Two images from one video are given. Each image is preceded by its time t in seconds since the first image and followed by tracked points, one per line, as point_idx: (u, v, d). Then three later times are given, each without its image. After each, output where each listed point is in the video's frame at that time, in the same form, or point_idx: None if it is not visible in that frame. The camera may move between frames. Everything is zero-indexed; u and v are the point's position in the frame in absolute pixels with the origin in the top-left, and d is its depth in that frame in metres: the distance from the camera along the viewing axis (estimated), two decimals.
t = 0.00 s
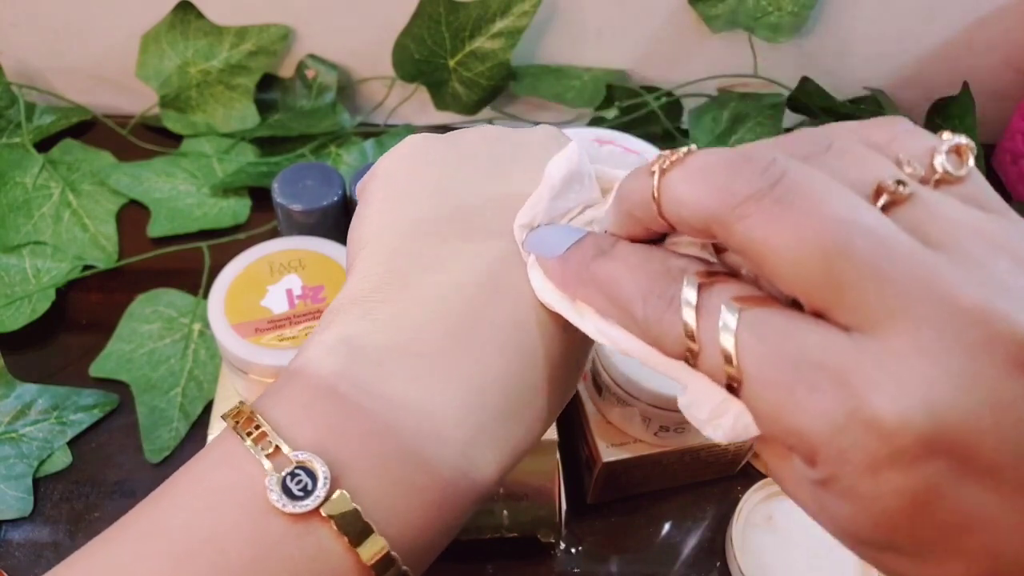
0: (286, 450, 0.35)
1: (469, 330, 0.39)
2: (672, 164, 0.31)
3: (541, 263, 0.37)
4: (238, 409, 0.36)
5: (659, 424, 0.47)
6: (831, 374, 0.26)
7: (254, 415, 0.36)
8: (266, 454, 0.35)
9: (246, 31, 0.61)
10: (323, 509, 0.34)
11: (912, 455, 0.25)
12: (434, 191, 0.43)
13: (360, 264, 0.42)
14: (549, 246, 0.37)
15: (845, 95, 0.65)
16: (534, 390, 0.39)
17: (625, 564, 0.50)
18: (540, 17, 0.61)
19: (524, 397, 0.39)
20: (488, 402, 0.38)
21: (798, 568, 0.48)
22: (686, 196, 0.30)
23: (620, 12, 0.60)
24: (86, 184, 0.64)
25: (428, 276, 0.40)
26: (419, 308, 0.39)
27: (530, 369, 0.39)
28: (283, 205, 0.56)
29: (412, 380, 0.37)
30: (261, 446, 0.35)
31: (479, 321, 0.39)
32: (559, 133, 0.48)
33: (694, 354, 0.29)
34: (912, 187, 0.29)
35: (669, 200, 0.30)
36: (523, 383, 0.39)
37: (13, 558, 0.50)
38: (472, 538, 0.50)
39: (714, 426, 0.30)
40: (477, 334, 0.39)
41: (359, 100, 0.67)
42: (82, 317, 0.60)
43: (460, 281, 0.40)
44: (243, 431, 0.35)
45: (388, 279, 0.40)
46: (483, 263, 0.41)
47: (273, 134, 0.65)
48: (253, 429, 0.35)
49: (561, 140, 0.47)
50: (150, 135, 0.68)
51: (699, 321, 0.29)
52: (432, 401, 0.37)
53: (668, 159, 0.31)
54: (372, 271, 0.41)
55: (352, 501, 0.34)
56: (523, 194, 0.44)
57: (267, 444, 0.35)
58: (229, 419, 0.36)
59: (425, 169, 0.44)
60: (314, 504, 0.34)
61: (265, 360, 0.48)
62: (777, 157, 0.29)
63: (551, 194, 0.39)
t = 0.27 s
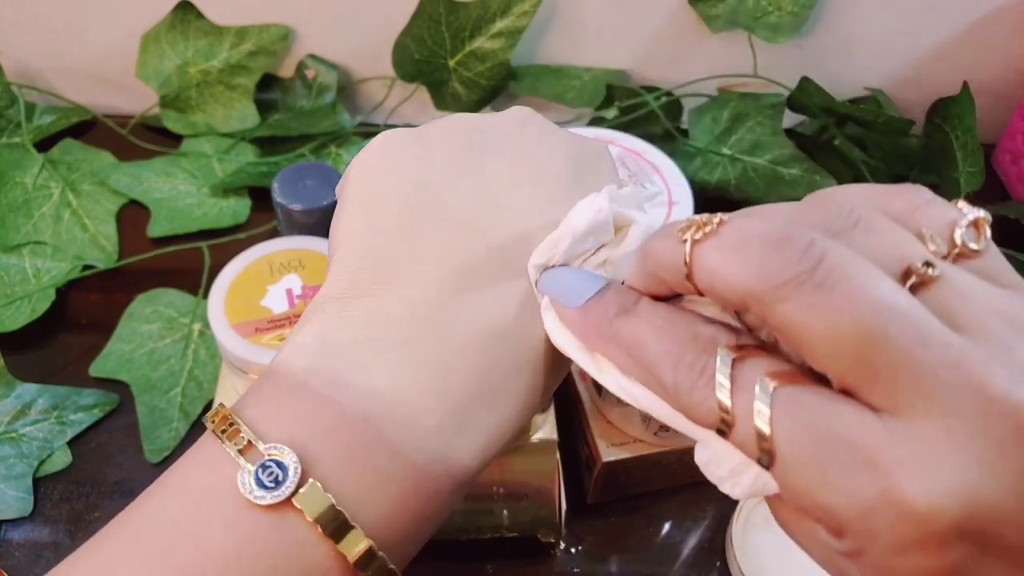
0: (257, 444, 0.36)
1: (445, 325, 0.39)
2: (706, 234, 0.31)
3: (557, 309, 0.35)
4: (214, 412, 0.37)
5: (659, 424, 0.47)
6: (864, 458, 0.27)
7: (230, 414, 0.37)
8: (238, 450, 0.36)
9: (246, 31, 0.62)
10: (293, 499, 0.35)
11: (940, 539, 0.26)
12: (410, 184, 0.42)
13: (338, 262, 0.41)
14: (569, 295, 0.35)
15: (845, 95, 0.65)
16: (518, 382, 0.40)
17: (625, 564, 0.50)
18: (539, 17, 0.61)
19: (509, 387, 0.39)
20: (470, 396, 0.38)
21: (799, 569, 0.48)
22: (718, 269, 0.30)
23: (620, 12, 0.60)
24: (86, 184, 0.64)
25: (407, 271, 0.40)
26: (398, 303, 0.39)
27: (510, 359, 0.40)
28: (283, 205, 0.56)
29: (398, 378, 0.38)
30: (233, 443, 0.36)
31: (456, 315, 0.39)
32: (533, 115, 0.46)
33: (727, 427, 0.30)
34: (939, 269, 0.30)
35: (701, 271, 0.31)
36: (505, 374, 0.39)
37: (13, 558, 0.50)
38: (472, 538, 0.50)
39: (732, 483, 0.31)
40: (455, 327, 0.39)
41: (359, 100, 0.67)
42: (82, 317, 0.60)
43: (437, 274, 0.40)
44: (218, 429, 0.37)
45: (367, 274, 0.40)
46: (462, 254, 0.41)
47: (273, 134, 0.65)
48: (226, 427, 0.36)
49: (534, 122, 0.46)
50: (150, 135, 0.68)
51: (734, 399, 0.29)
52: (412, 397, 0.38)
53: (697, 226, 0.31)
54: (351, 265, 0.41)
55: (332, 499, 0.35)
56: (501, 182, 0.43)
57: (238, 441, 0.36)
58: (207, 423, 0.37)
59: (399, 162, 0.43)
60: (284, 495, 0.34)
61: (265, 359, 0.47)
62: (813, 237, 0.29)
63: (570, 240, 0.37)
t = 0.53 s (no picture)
0: (242, 433, 0.35)
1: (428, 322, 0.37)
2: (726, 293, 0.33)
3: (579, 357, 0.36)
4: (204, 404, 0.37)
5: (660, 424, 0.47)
6: (886, 497, 0.31)
7: (217, 406, 0.36)
8: (225, 440, 0.35)
9: (246, 30, 0.62)
10: (278, 484, 0.34)
11: (954, 565, 0.31)
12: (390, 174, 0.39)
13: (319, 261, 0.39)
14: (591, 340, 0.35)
15: (845, 95, 0.65)
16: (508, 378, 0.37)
17: (625, 564, 0.50)
18: (539, 17, 0.61)
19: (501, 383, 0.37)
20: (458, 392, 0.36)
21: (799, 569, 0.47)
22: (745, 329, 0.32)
23: (620, 12, 0.60)
24: (86, 184, 0.64)
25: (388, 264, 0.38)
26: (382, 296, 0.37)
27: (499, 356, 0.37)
28: (283, 205, 0.56)
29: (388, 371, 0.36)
30: (220, 433, 0.35)
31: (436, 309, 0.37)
32: (522, 96, 0.43)
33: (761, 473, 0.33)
34: (944, 316, 0.34)
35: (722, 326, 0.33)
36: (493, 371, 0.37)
37: (13, 557, 0.50)
38: (472, 538, 0.50)
39: (760, 512, 0.34)
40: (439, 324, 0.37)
41: (359, 100, 0.67)
42: (82, 317, 0.60)
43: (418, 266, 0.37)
44: (204, 420, 0.36)
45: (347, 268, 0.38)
46: (444, 245, 0.38)
47: (273, 134, 0.65)
48: (213, 418, 0.36)
49: (520, 103, 0.42)
50: (150, 135, 0.68)
51: (761, 446, 0.32)
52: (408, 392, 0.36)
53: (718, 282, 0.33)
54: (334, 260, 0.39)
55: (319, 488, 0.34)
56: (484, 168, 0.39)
57: (225, 430, 0.35)
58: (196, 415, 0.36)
59: (378, 152, 0.40)
60: (269, 480, 0.34)
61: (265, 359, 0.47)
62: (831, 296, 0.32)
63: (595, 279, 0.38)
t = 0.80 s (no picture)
0: (259, 489, 0.33)
1: (427, 402, 0.34)
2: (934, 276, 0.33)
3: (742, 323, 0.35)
4: (208, 445, 0.35)
5: (659, 424, 0.47)
6: None
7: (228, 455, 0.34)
8: (238, 493, 0.33)
9: (246, 30, 0.61)
10: (294, 544, 0.32)
11: None
12: (394, 226, 0.36)
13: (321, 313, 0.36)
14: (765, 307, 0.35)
15: (845, 95, 0.65)
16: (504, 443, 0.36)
17: (625, 564, 0.50)
18: (539, 17, 0.61)
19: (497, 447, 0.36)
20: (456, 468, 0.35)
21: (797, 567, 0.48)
22: (947, 308, 0.32)
23: (620, 12, 0.60)
24: (86, 184, 0.64)
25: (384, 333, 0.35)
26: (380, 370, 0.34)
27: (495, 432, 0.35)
28: (283, 205, 0.56)
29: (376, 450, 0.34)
30: (233, 486, 0.33)
31: (431, 389, 0.34)
32: (551, 141, 0.38)
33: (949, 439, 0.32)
34: None
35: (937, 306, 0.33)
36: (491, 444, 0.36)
37: (13, 558, 0.50)
38: (472, 538, 0.50)
39: (909, 504, 0.34)
40: (436, 405, 0.35)
41: (359, 100, 0.67)
42: (82, 317, 0.60)
43: (419, 340, 0.35)
44: (216, 471, 0.34)
45: (346, 328, 0.35)
46: (433, 318, 0.35)
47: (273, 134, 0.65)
48: (227, 470, 0.34)
49: (548, 152, 0.37)
50: (150, 135, 0.68)
51: (964, 429, 0.32)
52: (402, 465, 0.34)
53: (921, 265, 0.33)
54: (334, 317, 0.36)
55: (318, 533, 0.33)
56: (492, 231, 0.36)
57: (239, 484, 0.33)
58: (200, 456, 0.34)
59: (386, 199, 0.37)
60: (285, 540, 0.32)
61: (267, 361, 0.48)
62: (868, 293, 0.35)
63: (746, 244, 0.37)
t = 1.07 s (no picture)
0: (250, 495, 0.33)
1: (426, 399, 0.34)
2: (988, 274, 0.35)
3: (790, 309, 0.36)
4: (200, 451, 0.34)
5: (659, 424, 0.47)
6: None
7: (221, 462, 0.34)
8: (231, 499, 0.33)
9: (246, 31, 0.61)
10: (287, 549, 0.32)
11: None
12: (389, 228, 0.36)
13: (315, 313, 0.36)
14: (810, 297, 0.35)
15: (845, 95, 0.65)
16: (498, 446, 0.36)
17: (625, 564, 0.50)
18: (539, 17, 0.61)
19: (492, 449, 0.36)
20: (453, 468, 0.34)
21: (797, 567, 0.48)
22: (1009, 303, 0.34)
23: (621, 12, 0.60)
24: (86, 184, 0.64)
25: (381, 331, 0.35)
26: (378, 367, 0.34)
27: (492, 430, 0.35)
28: (283, 205, 0.56)
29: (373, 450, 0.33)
30: (227, 492, 0.33)
31: (431, 386, 0.34)
32: (544, 142, 0.38)
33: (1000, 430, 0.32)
34: None
35: (991, 298, 0.34)
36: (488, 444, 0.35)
37: (13, 558, 0.50)
38: (472, 538, 0.50)
39: (950, 499, 0.33)
40: (434, 403, 0.34)
41: (359, 100, 0.67)
42: (83, 317, 0.60)
43: (418, 338, 0.34)
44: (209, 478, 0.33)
45: (343, 327, 0.35)
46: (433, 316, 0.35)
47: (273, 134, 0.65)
48: (220, 476, 0.33)
49: (542, 152, 0.37)
50: (150, 135, 0.68)
51: (1004, 420, 0.32)
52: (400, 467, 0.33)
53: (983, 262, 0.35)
54: (329, 317, 0.36)
55: (312, 540, 0.32)
56: (489, 231, 0.36)
57: (231, 490, 0.33)
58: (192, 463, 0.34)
59: (381, 201, 0.37)
60: (278, 546, 0.32)
61: (266, 360, 0.48)
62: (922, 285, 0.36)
63: (794, 237, 0.38)
